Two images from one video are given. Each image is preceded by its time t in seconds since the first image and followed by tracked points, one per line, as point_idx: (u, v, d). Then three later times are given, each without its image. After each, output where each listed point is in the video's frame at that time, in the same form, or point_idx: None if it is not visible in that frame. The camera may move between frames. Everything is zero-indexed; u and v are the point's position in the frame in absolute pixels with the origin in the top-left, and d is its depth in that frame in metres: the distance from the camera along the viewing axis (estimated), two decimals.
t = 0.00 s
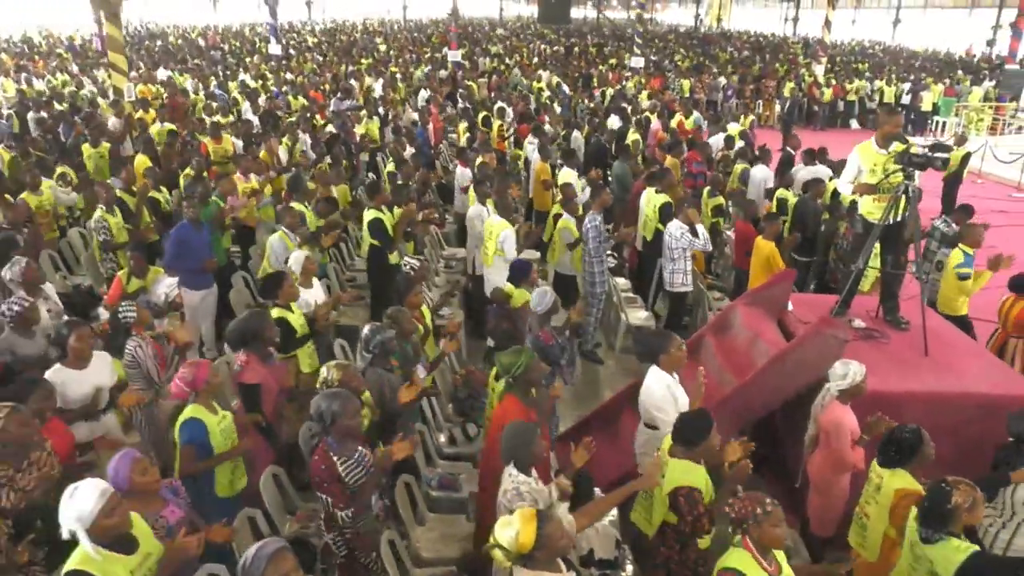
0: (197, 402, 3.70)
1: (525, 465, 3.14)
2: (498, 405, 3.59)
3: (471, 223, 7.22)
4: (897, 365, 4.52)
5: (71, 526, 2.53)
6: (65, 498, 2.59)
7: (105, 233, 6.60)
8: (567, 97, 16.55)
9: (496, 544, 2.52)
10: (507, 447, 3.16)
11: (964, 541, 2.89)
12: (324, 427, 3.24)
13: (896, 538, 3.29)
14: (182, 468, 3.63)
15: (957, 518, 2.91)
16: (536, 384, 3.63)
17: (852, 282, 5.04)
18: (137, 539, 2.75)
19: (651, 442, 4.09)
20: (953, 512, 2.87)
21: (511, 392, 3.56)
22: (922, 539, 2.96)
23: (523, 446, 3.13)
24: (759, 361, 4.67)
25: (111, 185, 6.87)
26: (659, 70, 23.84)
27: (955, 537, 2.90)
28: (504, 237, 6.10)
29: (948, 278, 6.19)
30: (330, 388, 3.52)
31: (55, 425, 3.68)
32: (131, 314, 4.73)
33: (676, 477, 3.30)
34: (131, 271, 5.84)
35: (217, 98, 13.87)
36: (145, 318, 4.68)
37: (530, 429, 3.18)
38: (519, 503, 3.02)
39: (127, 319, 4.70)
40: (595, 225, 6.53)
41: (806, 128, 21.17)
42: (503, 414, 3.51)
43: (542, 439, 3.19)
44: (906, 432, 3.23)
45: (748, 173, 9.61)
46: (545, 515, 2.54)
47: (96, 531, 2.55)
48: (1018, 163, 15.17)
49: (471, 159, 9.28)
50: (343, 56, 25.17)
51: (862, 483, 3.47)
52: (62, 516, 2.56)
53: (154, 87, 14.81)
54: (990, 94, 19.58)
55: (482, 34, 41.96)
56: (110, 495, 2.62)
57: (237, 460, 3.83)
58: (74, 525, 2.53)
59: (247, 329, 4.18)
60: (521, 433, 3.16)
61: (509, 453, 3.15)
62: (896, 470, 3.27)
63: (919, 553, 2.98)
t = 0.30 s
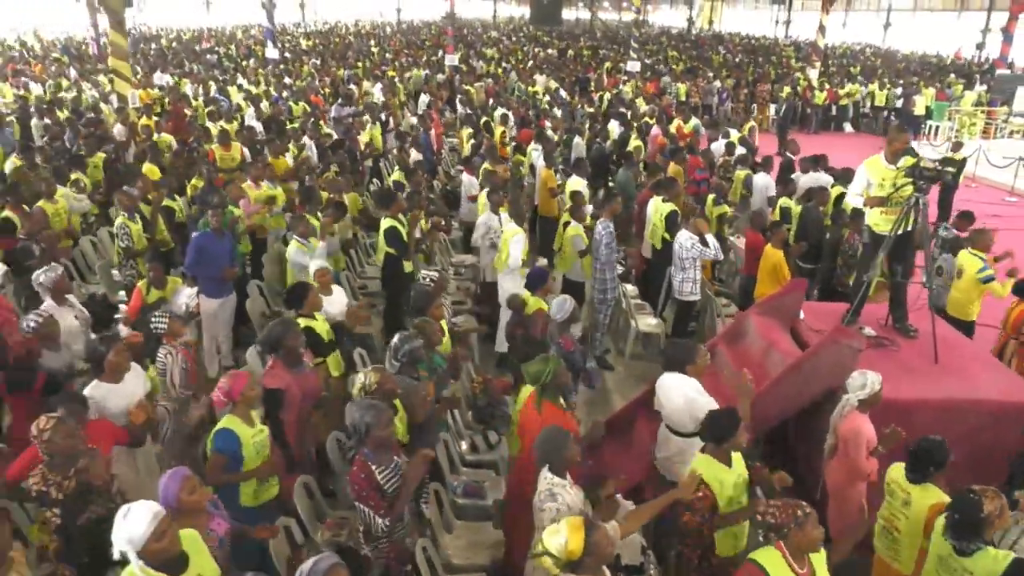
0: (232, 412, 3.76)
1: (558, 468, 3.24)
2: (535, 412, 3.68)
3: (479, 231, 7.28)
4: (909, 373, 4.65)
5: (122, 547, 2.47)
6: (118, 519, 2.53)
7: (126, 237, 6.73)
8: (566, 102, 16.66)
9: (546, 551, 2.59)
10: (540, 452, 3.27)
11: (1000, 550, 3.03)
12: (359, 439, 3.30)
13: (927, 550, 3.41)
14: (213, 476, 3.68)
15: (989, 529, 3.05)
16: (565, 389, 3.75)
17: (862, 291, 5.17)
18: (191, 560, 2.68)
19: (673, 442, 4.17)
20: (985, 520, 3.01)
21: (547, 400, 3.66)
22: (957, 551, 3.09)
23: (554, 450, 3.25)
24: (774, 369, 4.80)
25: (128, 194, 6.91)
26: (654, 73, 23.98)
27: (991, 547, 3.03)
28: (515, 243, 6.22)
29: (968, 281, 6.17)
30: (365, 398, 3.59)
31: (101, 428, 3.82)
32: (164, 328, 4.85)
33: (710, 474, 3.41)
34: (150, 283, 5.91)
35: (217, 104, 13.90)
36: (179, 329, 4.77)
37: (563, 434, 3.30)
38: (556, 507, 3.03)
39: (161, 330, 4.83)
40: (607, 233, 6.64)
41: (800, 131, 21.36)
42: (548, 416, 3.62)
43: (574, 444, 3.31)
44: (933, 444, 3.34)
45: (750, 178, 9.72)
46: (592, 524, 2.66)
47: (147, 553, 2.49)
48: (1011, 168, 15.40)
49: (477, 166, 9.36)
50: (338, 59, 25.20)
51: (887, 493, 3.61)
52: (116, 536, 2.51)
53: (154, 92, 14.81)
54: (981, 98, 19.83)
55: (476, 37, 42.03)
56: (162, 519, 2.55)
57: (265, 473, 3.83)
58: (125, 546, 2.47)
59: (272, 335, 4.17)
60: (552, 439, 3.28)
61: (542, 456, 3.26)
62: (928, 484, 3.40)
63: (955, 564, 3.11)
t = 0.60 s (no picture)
0: (256, 422, 3.72)
1: (583, 477, 3.31)
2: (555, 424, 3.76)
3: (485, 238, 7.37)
4: (917, 379, 4.73)
5: (164, 562, 2.52)
6: (159, 533, 2.59)
7: (140, 243, 6.77)
8: (566, 107, 16.78)
9: (580, 558, 2.68)
10: (565, 458, 3.35)
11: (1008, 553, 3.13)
12: (391, 453, 3.38)
13: (939, 558, 3.50)
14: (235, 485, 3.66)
15: (1001, 534, 3.14)
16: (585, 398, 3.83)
17: (869, 297, 5.24)
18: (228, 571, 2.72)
19: (684, 448, 4.27)
20: (999, 525, 3.11)
21: (566, 412, 3.75)
22: (968, 553, 3.19)
23: (579, 456, 3.31)
24: (784, 375, 4.86)
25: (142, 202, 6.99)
26: (652, 77, 24.13)
27: (1000, 550, 3.14)
28: (514, 251, 6.42)
29: (975, 292, 6.27)
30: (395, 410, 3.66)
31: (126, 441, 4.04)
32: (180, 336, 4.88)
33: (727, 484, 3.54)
34: (165, 289, 5.95)
35: (221, 109, 13.98)
36: (198, 340, 4.81)
37: (588, 442, 3.36)
38: (569, 511, 3.16)
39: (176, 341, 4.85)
40: (615, 239, 6.74)
41: (798, 134, 21.53)
42: (567, 429, 3.70)
43: (599, 450, 3.37)
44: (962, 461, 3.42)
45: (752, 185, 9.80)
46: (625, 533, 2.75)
47: (188, 568, 2.53)
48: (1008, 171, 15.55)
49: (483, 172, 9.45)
50: (338, 63, 25.28)
51: (905, 500, 3.70)
52: (156, 552, 2.56)
53: (157, 97, 14.88)
54: (977, 102, 20.00)
55: (475, 39, 42.17)
56: (201, 534, 2.61)
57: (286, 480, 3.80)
58: (167, 561, 2.52)
59: (292, 345, 4.29)
60: (577, 445, 3.35)
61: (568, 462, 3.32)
62: (951, 498, 3.48)
63: (962, 563, 3.22)
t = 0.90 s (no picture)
0: (277, 432, 3.74)
1: (603, 487, 3.36)
2: (572, 434, 3.81)
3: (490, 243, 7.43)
4: (920, 380, 4.84)
5: (208, 563, 2.62)
6: (201, 534, 2.69)
7: (147, 249, 6.85)
8: (562, 112, 16.89)
9: (618, 565, 2.78)
10: (588, 463, 3.40)
11: (1000, 545, 3.24)
12: (427, 457, 3.57)
13: (945, 554, 3.61)
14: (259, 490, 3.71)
15: (998, 529, 3.25)
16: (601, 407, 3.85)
17: (871, 301, 5.36)
18: None
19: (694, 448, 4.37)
20: (996, 520, 3.22)
21: (582, 422, 3.77)
22: (964, 542, 3.32)
23: (597, 464, 3.38)
24: (790, 378, 4.97)
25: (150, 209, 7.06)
26: (645, 79, 24.31)
27: (992, 542, 3.24)
28: (516, 256, 6.53)
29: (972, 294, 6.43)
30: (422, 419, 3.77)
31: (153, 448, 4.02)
32: (191, 346, 4.92)
33: (751, 483, 3.63)
34: (175, 296, 5.98)
35: (218, 114, 14.01)
36: (206, 350, 4.94)
37: (606, 450, 3.43)
38: (583, 518, 3.26)
39: (188, 349, 4.92)
40: (618, 244, 6.82)
41: (789, 137, 21.76)
42: (582, 440, 3.73)
43: (617, 459, 3.43)
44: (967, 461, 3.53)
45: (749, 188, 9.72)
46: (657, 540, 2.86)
47: (230, 568, 2.64)
48: (997, 174, 15.79)
49: (484, 177, 9.55)
50: (331, 66, 25.33)
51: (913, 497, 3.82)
52: (199, 553, 2.66)
53: (153, 101, 14.89)
54: (966, 105, 20.28)
55: (467, 40, 42.26)
56: (242, 535, 2.71)
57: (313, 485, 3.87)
58: (211, 562, 2.62)
59: (303, 356, 4.29)
60: (599, 451, 3.42)
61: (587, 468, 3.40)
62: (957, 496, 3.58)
63: (960, 553, 3.35)
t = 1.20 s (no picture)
0: (307, 447, 3.81)
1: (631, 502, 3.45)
2: (593, 448, 3.99)
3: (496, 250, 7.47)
4: (922, 382, 5.00)
5: (265, 556, 2.86)
6: (258, 532, 2.95)
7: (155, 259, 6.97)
8: (555, 117, 17.06)
9: (638, 555, 2.95)
10: (614, 478, 3.50)
11: (1003, 536, 3.38)
12: (455, 457, 3.72)
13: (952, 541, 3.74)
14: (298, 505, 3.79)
15: (999, 520, 3.41)
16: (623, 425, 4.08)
17: (872, 305, 5.52)
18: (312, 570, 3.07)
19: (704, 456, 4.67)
20: (997, 512, 3.37)
21: (604, 438, 3.97)
22: (968, 533, 3.46)
23: (624, 479, 3.47)
24: (797, 381, 5.11)
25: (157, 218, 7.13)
26: (635, 84, 24.54)
27: (995, 533, 3.39)
28: (536, 266, 6.58)
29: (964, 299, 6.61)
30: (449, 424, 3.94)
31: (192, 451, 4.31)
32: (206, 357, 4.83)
33: (773, 498, 3.74)
34: (189, 305, 5.99)
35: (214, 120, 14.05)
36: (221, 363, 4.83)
37: (631, 464, 3.52)
38: (616, 537, 3.37)
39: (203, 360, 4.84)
40: (622, 252, 6.95)
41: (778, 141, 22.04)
42: (603, 456, 3.91)
43: (642, 474, 3.52)
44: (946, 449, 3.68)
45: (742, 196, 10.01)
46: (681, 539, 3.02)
47: (286, 560, 2.88)
48: (983, 177, 16.10)
49: (485, 184, 9.67)
50: (322, 70, 25.35)
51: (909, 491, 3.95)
52: (256, 548, 2.90)
53: (148, 107, 14.90)
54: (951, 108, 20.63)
55: (455, 42, 42.38)
56: (295, 530, 2.96)
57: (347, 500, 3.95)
58: (267, 555, 2.86)
59: (317, 372, 4.17)
60: (626, 468, 3.50)
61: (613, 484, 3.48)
62: (946, 482, 3.73)
63: (965, 545, 3.48)
